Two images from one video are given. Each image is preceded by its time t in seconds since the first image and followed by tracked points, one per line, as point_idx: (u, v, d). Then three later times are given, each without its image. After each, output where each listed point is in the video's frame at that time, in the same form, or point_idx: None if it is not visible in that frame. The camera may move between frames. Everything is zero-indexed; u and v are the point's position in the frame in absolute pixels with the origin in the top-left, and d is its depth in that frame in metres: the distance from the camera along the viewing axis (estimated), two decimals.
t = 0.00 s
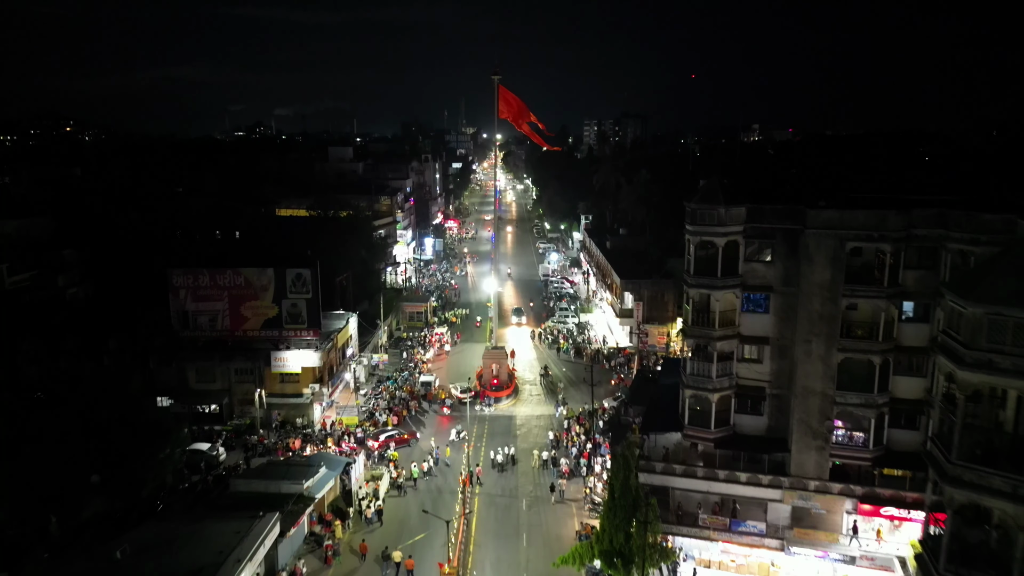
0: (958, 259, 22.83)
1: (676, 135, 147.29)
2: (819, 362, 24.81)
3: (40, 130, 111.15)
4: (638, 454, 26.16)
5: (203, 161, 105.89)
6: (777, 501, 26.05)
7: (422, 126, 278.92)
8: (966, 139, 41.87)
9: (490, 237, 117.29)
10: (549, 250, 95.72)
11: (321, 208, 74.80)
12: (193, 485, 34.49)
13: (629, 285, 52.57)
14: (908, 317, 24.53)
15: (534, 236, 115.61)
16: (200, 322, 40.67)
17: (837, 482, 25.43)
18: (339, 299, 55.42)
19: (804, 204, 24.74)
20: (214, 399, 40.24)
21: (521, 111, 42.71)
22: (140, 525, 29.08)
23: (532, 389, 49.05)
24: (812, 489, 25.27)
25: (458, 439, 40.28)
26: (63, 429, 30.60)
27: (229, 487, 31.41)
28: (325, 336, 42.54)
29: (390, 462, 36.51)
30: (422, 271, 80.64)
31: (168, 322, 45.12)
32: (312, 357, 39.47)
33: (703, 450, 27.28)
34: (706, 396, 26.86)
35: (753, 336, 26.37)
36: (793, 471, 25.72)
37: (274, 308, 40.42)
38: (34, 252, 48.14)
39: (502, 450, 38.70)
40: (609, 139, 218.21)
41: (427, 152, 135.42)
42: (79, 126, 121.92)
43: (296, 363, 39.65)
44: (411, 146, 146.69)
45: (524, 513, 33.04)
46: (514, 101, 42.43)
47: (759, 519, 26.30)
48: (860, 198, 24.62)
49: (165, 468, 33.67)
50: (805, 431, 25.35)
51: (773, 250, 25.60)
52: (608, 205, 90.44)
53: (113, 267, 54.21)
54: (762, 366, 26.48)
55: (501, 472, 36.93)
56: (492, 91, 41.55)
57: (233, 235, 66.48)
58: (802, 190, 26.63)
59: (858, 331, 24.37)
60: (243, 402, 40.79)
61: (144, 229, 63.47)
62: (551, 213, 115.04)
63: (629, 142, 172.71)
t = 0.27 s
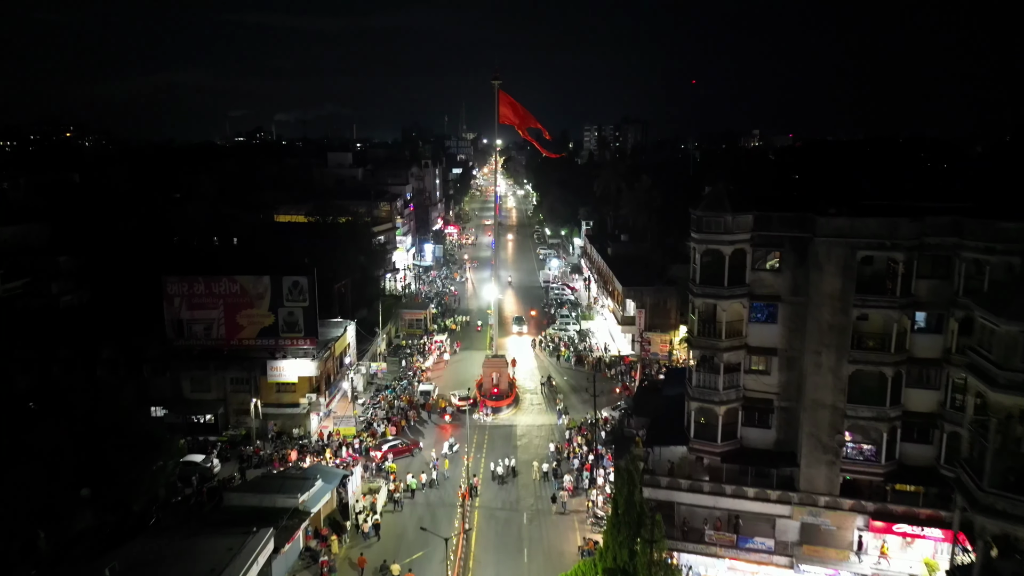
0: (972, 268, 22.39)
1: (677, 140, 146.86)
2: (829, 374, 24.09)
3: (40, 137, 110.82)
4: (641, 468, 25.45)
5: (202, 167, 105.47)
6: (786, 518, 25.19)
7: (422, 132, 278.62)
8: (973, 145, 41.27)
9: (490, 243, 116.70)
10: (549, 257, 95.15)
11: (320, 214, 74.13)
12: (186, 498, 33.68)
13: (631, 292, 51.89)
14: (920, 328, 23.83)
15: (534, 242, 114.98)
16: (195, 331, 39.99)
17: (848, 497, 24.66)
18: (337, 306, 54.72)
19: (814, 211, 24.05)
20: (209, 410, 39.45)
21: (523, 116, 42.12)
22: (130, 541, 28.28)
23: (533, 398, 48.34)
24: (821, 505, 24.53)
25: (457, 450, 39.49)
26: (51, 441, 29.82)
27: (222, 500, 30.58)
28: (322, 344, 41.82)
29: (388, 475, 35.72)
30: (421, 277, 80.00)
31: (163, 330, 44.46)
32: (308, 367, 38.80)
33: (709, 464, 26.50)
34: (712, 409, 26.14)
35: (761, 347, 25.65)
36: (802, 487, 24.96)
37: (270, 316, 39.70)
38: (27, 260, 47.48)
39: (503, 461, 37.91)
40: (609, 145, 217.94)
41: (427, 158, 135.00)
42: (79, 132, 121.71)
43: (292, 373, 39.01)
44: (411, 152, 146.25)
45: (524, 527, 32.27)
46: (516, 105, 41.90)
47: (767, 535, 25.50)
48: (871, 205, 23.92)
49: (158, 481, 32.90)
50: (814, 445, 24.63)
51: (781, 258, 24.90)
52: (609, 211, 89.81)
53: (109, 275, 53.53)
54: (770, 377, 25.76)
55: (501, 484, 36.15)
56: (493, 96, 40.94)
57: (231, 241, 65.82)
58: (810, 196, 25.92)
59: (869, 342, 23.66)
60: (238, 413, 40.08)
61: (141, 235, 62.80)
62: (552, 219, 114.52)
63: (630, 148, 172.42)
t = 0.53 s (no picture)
0: (987, 275, 21.74)
1: (677, 144, 146.29)
2: (840, 384, 23.38)
3: (38, 139, 110.26)
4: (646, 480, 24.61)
5: (201, 170, 104.84)
6: (795, 532, 24.42)
7: (422, 135, 277.85)
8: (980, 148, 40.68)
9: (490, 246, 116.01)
10: (550, 260, 94.46)
11: (318, 217, 73.41)
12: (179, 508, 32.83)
13: (634, 297, 51.19)
14: (934, 336, 23.12)
15: (535, 246, 114.26)
16: (190, 337, 39.33)
17: (859, 511, 23.96)
18: (335, 311, 54.03)
19: (823, 216, 23.38)
20: (203, 417, 38.55)
21: (523, 118, 41.38)
22: (121, 554, 27.55)
23: (534, 404, 47.59)
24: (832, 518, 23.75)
25: (457, 459, 38.71)
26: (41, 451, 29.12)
27: (216, 512, 29.74)
28: (319, 350, 41.05)
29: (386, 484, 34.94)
30: (421, 281, 79.29)
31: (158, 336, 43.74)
32: (307, 373, 38.23)
33: (715, 475, 25.74)
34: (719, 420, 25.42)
35: (769, 355, 24.94)
36: (812, 500, 24.21)
37: (266, 322, 39.02)
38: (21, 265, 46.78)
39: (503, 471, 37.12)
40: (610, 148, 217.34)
41: (427, 161, 134.39)
42: (78, 135, 121.31)
43: (289, 379, 38.38)
44: (411, 155, 145.48)
45: (526, 538, 31.50)
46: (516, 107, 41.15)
47: (776, 549, 24.65)
48: (883, 210, 23.25)
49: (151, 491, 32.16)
50: (825, 456, 23.92)
51: (789, 264, 24.21)
52: (610, 215, 89.09)
53: (104, 279, 52.85)
54: (778, 387, 25.04)
55: (502, 493, 35.39)
56: (493, 98, 40.25)
57: (229, 245, 65.04)
58: (819, 201, 25.25)
59: (881, 351, 22.95)
60: (234, 420, 39.35)
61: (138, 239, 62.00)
62: (552, 222, 113.86)
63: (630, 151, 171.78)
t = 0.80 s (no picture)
0: (1004, 279, 21.01)
1: (678, 144, 145.53)
2: (852, 392, 22.64)
3: (37, 139, 109.69)
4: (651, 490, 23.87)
5: (199, 170, 104.19)
6: (804, 544, 23.72)
7: (422, 135, 277.03)
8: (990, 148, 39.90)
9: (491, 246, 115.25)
10: (551, 261, 93.68)
11: (316, 218, 72.62)
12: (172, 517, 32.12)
13: (636, 299, 50.38)
14: (948, 342, 22.37)
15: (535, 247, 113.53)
16: (184, 341, 38.58)
17: (871, 523, 23.18)
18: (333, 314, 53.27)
19: (834, 218, 22.65)
20: (198, 423, 37.81)
21: (524, 117, 40.64)
22: (111, 565, 26.78)
23: (535, 409, 46.86)
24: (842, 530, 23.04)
25: (456, 465, 37.96)
26: (29, 459, 28.36)
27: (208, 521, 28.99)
28: (316, 354, 40.33)
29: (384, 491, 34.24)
30: (420, 282, 78.54)
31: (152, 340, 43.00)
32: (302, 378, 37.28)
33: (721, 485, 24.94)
34: (725, 428, 24.68)
35: (777, 362, 24.20)
36: (823, 511, 23.47)
37: (262, 325, 38.26)
38: (14, 267, 46.06)
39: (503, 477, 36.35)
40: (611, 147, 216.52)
41: (427, 161, 133.73)
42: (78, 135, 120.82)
43: (284, 385, 37.46)
44: (411, 155, 144.66)
45: (526, 548, 30.74)
46: (517, 106, 40.42)
47: (785, 562, 23.90)
48: (896, 212, 22.49)
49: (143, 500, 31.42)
50: (835, 466, 23.22)
51: (798, 268, 23.48)
52: (611, 215, 88.32)
53: (99, 281, 52.12)
54: (787, 394, 24.30)
55: (502, 501, 34.64)
56: (494, 97, 39.52)
57: (226, 247, 64.34)
58: (829, 202, 24.48)
59: (894, 357, 22.21)
60: (229, 425, 38.63)
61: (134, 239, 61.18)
62: (553, 223, 113.06)
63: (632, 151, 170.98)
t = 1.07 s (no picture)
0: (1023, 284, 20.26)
1: (680, 143, 144.66)
2: (864, 400, 21.89)
3: (36, 138, 108.95)
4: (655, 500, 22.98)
5: (198, 170, 103.41)
6: (814, 557, 22.90)
7: (422, 135, 276.11)
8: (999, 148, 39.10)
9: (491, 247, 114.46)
10: (552, 262, 92.88)
11: (315, 218, 71.82)
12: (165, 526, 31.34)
13: (638, 301, 49.58)
14: (963, 350, 21.62)
15: (536, 247, 112.69)
16: (178, 345, 37.81)
17: (884, 536, 22.41)
18: (331, 316, 52.47)
19: (846, 220, 21.89)
20: (192, 428, 36.95)
21: (526, 116, 39.97)
22: None
23: (536, 413, 46.13)
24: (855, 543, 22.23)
25: (455, 472, 37.17)
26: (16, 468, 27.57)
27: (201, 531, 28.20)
28: (312, 358, 39.58)
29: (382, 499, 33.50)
30: (419, 284, 77.73)
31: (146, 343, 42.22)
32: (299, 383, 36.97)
33: (728, 496, 24.13)
34: (733, 437, 23.89)
35: (787, 369, 23.45)
36: (834, 523, 22.72)
37: (257, 329, 37.50)
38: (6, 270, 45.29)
39: (503, 485, 35.58)
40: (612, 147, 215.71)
41: (426, 161, 132.95)
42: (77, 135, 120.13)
43: (280, 390, 36.98)
44: (411, 155, 143.91)
45: (527, 558, 29.95)
46: (519, 105, 39.78)
47: None
48: (910, 215, 21.72)
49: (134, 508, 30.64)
50: (846, 476, 22.47)
51: (809, 272, 22.72)
52: (612, 215, 87.48)
53: (94, 283, 51.35)
54: (797, 403, 23.53)
55: (502, 509, 33.88)
56: (495, 96, 38.88)
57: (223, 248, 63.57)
58: (840, 204, 23.69)
59: (908, 365, 21.46)
60: (224, 431, 37.83)
61: (129, 240, 60.33)
62: (554, 223, 112.26)
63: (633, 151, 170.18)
